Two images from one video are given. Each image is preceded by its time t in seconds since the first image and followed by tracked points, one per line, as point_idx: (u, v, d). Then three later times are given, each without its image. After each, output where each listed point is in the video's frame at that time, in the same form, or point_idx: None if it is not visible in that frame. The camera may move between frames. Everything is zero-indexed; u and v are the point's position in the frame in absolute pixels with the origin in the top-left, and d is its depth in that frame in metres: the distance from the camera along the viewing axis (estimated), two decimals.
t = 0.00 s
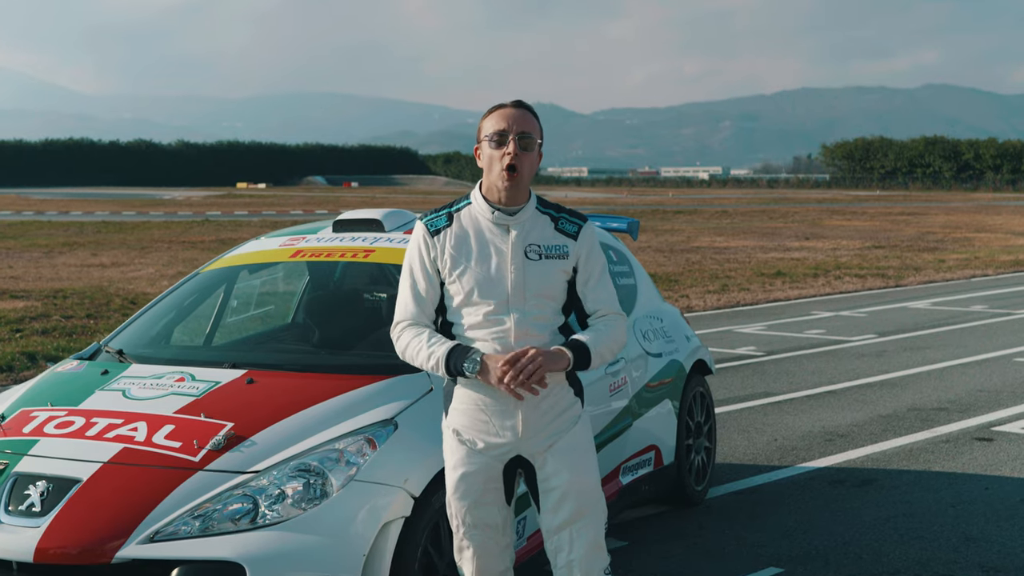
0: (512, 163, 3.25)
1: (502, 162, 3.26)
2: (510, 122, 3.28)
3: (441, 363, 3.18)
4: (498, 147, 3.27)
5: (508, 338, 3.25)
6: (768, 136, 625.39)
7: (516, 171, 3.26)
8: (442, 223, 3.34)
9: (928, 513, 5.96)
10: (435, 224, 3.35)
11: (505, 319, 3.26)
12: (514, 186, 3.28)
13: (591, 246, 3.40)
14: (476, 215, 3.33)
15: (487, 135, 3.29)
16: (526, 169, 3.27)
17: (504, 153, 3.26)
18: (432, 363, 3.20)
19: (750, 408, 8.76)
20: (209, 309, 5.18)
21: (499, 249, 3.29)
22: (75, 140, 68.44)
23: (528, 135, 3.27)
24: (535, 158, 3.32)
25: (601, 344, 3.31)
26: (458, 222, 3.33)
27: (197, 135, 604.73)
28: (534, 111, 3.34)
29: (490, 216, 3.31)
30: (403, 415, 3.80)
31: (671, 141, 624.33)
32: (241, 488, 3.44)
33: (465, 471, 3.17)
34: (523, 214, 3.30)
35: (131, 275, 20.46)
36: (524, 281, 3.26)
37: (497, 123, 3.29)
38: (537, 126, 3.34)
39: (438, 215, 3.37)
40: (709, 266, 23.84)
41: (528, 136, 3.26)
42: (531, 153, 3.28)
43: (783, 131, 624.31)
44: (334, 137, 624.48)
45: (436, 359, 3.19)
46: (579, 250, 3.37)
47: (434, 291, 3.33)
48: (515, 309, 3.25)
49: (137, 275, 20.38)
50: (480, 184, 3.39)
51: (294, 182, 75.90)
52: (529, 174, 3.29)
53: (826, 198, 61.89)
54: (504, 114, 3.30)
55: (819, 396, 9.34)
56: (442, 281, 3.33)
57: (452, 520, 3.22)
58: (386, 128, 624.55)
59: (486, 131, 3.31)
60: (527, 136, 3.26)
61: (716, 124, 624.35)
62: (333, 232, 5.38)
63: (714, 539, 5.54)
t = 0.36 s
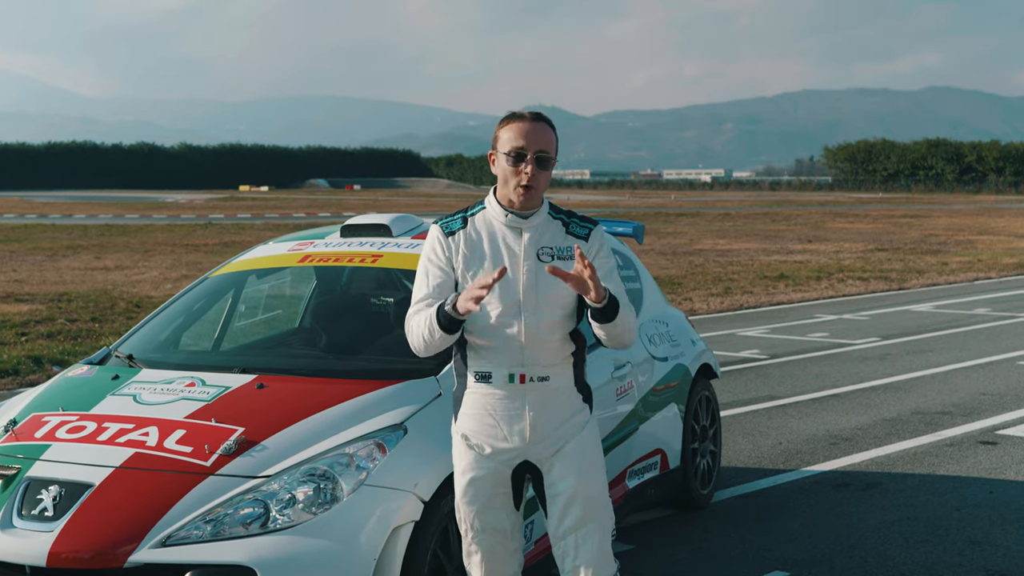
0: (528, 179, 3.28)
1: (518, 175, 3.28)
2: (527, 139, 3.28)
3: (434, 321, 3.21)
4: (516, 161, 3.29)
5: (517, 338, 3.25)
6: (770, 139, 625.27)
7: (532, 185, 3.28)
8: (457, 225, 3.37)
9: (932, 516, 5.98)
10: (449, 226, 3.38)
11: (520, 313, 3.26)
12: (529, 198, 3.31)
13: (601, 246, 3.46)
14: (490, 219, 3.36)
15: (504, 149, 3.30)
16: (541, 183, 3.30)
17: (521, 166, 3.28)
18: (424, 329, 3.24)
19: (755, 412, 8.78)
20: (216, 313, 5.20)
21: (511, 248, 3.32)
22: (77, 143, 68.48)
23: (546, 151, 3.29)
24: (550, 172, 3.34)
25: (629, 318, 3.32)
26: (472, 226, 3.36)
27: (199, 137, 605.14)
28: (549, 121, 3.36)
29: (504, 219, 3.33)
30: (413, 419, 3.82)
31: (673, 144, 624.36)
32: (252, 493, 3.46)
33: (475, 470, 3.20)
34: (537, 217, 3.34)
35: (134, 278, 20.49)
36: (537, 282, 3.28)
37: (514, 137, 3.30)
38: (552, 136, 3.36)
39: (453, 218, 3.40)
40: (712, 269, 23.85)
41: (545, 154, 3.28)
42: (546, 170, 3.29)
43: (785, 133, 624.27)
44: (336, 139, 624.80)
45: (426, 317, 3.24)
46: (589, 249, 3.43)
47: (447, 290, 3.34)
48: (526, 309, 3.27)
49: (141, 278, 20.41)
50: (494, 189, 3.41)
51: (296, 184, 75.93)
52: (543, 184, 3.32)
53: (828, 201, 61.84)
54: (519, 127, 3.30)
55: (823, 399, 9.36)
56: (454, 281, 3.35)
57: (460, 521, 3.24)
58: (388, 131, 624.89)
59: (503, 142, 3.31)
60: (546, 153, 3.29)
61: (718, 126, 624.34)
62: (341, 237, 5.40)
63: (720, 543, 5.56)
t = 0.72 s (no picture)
0: (533, 169, 3.28)
1: (523, 167, 3.30)
2: (535, 130, 3.30)
3: (458, 359, 3.23)
4: (521, 152, 3.30)
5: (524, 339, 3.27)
6: (773, 136, 624.64)
7: (538, 175, 3.29)
8: (462, 224, 3.38)
9: (937, 513, 5.98)
10: (455, 226, 3.39)
11: (524, 311, 3.28)
12: (534, 189, 3.32)
13: (611, 248, 3.42)
14: (496, 216, 3.36)
15: (512, 138, 3.32)
16: (548, 174, 3.31)
17: (525, 158, 3.29)
18: (449, 361, 3.26)
19: (759, 408, 8.79)
20: (223, 309, 5.21)
21: (519, 246, 3.32)
22: (81, 139, 68.55)
23: (553, 143, 3.30)
24: (558, 166, 3.35)
25: (614, 345, 3.32)
26: (479, 224, 3.36)
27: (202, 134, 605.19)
28: (559, 116, 3.37)
29: (510, 216, 3.34)
30: (420, 415, 3.83)
31: (676, 141, 623.98)
32: (260, 487, 3.47)
33: (482, 471, 3.21)
34: (543, 213, 3.34)
35: (138, 273, 20.53)
36: (543, 279, 3.29)
37: (523, 128, 3.32)
38: (561, 131, 3.37)
39: (459, 216, 3.41)
40: (715, 266, 23.87)
41: (552, 145, 3.29)
42: (554, 162, 3.30)
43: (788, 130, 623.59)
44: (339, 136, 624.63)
45: (453, 356, 3.25)
46: (598, 251, 3.39)
47: (453, 291, 3.37)
48: (533, 308, 3.28)
49: (145, 273, 20.45)
50: (502, 185, 3.42)
51: (299, 180, 75.96)
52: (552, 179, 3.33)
53: (831, 197, 61.74)
54: (528, 119, 3.33)
55: (827, 396, 9.36)
56: (461, 281, 3.37)
57: (469, 516, 3.25)
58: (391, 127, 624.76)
59: (511, 133, 3.33)
60: (555, 146, 3.30)
61: (721, 123, 623.74)
62: (347, 233, 5.41)
63: (724, 539, 5.57)
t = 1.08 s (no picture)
0: (536, 162, 3.27)
1: (526, 160, 3.28)
2: (538, 123, 3.29)
3: (465, 357, 3.21)
4: (524, 145, 3.29)
5: (527, 332, 3.27)
6: (778, 134, 624.23)
7: (540, 168, 3.28)
8: (464, 216, 3.37)
9: (939, 510, 5.97)
10: (457, 218, 3.38)
11: (525, 303, 3.28)
12: (536, 181, 3.30)
13: (613, 242, 3.42)
14: (498, 208, 3.36)
15: (516, 131, 3.31)
16: (551, 167, 3.29)
17: (528, 151, 3.28)
18: (455, 359, 3.24)
19: (761, 405, 8.77)
20: (225, 302, 5.21)
21: (521, 239, 3.31)
22: (85, 135, 68.53)
23: (556, 137, 3.29)
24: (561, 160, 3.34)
25: (615, 342, 3.33)
26: (481, 216, 3.36)
27: (206, 130, 605.48)
28: (564, 109, 3.36)
29: (512, 208, 3.33)
30: (421, 408, 3.83)
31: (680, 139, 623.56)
32: (260, 479, 3.47)
33: (483, 464, 3.20)
34: (545, 205, 3.33)
35: (141, 269, 20.51)
36: (545, 272, 3.28)
37: (526, 120, 3.31)
38: (566, 124, 3.35)
39: (461, 209, 3.40)
40: (718, 264, 23.82)
41: (556, 138, 3.28)
42: (557, 155, 3.29)
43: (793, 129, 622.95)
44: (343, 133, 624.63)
45: (459, 354, 3.23)
46: (599, 244, 3.39)
47: (454, 283, 3.37)
48: (535, 300, 3.28)
49: (148, 269, 20.46)
50: (503, 176, 3.41)
51: (303, 177, 75.95)
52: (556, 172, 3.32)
53: (835, 196, 61.64)
54: (533, 111, 3.32)
55: (829, 393, 9.35)
56: (462, 272, 3.36)
57: (469, 509, 3.24)
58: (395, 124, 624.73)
59: (515, 125, 3.33)
60: (559, 140, 3.29)
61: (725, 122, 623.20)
62: (349, 227, 5.41)
63: (725, 535, 5.56)
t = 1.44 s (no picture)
0: (528, 155, 3.27)
1: (518, 152, 3.28)
2: (530, 115, 3.28)
3: (452, 353, 3.22)
4: (516, 138, 3.28)
5: (518, 326, 3.25)
6: (778, 135, 624.28)
7: (533, 160, 3.27)
8: (457, 209, 3.36)
9: (934, 508, 5.97)
10: (450, 210, 3.38)
11: (517, 294, 3.27)
12: (529, 173, 3.30)
13: (607, 235, 3.42)
14: (491, 200, 3.35)
15: (507, 124, 3.30)
16: (542, 159, 3.29)
17: (521, 144, 3.27)
18: (443, 354, 3.24)
19: (757, 403, 8.76)
20: (220, 297, 5.21)
21: (512, 232, 3.31)
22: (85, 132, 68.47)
23: (548, 127, 3.28)
24: (554, 152, 3.33)
25: (607, 335, 3.32)
26: (474, 208, 3.35)
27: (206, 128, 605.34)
28: (556, 101, 3.36)
29: (505, 201, 3.32)
30: (413, 402, 3.82)
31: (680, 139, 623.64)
32: (250, 472, 3.46)
33: (474, 458, 3.19)
34: (540, 197, 3.33)
35: (141, 266, 20.49)
36: (537, 264, 3.27)
37: (518, 113, 3.30)
38: (558, 117, 3.35)
39: (454, 201, 3.40)
40: (717, 263, 23.81)
41: (547, 130, 3.27)
42: (549, 146, 3.28)
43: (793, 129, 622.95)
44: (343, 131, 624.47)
45: (446, 349, 3.23)
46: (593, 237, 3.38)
47: (446, 277, 3.37)
48: (527, 293, 3.26)
49: (147, 266, 20.46)
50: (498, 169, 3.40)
51: (304, 175, 75.91)
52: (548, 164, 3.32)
53: (835, 196, 61.67)
54: (525, 103, 3.31)
55: (826, 392, 9.34)
56: (454, 266, 3.36)
57: (460, 503, 3.23)
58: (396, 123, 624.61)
59: (507, 118, 3.32)
60: (551, 131, 3.28)
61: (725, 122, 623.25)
62: (344, 222, 5.40)
63: (720, 532, 5.56)
